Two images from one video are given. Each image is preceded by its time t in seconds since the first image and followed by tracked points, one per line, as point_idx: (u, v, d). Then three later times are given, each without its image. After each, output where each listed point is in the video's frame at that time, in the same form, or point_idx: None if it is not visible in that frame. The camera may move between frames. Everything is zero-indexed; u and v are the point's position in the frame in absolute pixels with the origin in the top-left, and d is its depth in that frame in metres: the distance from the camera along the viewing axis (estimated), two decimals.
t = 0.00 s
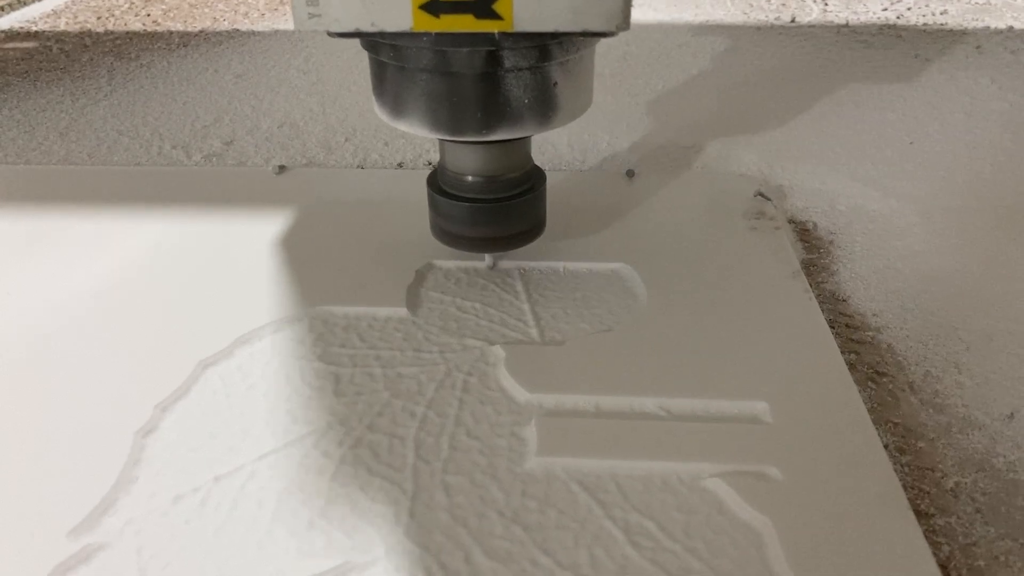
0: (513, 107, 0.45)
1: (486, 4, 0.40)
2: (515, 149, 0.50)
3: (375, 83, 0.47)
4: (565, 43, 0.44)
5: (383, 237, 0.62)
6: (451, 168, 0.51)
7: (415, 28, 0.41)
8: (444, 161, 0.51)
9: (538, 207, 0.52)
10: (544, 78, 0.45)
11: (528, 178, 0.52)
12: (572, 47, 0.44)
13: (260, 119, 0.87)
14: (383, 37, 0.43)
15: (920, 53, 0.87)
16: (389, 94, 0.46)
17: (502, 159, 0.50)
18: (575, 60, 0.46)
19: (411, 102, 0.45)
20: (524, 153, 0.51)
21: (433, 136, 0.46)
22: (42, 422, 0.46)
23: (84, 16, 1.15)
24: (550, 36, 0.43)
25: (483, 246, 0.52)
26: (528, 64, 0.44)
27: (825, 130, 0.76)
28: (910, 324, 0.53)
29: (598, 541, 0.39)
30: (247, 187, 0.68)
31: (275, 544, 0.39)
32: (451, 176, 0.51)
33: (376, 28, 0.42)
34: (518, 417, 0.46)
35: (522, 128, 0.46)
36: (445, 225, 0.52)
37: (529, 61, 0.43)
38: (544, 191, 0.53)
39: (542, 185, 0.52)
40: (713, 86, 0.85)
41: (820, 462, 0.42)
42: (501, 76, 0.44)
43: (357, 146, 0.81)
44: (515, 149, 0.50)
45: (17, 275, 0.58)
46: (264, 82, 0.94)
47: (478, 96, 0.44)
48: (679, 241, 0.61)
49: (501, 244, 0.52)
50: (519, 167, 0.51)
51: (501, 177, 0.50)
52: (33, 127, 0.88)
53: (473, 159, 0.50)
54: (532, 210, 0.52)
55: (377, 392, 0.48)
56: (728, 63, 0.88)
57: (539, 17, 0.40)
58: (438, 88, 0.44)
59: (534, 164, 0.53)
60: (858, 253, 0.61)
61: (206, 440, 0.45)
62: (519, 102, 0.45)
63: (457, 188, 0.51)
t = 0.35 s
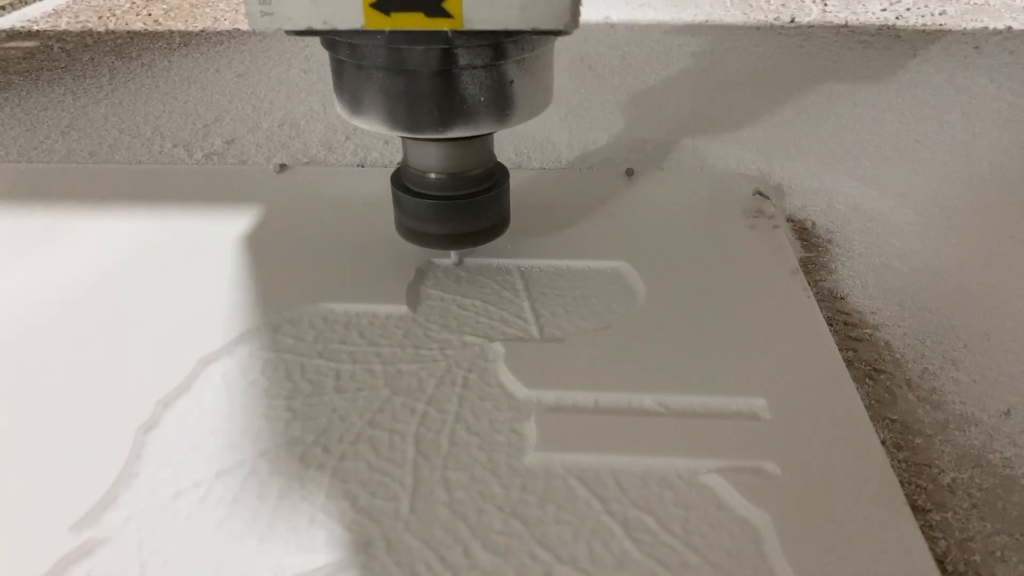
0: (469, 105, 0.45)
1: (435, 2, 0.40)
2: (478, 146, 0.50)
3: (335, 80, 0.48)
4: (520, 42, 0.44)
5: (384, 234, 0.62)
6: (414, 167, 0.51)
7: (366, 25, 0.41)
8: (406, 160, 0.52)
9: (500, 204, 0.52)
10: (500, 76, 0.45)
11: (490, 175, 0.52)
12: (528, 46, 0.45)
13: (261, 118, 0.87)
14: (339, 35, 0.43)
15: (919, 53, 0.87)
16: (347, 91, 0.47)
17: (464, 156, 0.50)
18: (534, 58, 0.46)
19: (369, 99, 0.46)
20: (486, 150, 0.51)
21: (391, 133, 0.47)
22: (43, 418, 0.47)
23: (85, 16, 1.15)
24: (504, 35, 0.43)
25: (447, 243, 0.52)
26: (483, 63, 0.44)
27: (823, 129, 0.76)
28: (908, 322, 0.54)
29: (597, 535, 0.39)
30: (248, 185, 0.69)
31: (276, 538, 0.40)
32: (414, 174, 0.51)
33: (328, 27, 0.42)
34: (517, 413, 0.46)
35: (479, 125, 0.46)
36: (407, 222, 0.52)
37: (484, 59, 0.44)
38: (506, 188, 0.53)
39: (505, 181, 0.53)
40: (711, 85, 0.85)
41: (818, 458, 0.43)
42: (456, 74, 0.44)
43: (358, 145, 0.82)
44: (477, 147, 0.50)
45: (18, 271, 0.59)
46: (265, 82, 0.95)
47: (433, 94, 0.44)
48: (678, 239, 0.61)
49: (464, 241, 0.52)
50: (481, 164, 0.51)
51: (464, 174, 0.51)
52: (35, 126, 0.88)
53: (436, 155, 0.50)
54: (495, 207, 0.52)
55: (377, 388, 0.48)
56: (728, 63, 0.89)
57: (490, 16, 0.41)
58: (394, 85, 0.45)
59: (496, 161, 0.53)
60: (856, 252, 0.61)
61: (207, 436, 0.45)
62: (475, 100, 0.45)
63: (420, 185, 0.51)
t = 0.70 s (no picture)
0: (442, 100, 0.45)
1: None
2: (455, 142, 0.50)
3: (309, 76, 0.48)
4: (492, 36, 0.44)
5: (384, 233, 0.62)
6: (390, 162, 0.51)
7: (335, 20, 0.41)
8: (383, 155, 0.52)
9: (477, 200, 0.52)
10: (472, 71, 0.45)
11: (467, 171, 0.52)
12: (500, 41, 0.45)
13: (261, 117, 0.87)
14: (310, 29, 0.43)
15: (919, 53, 0.87)
16: (321, 87, 0.47)
17: (441, 151, 0.50)
18: (507, 54, 0.46)
19: (342, 94, 0.46)
20: (463, 146, 0.51)
21: (365, 128, 0.47)
22: (41, 417, 0.47)
23: (85, 15, 1.15)
24: (475, 29, 0.43)
25: (424, 239, 0.52)
26: (454, 57, 0.44)
27: (823, 129, 0.76)
28: (908, 322, 0.54)
29: (596, 535, 0.39)
30: (248, 184, 0.69)
31: (275, 537, 0.40)
32: (391, 169, 0.51)
33: (297, 20, 0.42)
34: (517, 413, 0.46)
35: (452, 121, 0.46)
36: (384, 218, 0.52)
37: (455, 54, 0.44)
38: (484, 184, 0.53)
39: (482, 177, 0.52)
40: (711, 84, 0.85)
41: (818, 458, 0.42)
42: (427, 69, 0.44)
43: (358, 144, 0.81)
44: (454, 142, 0.50)
45: (16, 270, 0.59)
46: (265, 81, 0.95)
47: (406, 88, 0.44)
48: (677, 238, 0.61)
49: (441, 237, 0.52)
50: (458, 160, 0.51)
51: (440, 170, 0.50)
52: (34, 124, 0.88)
53: (413, 151, 0.50)
54: (472, 203, 0.52)
55: (376, 387, 0.48)
56: (728, 63, 0.88)
57: (457, 10, 0.41)
58: (366, 80, 0.44)
59: (474, 158, 0.53)
60: (856, 252, 0.61)
61: (206, 436, 0.45)
62: (448, 95, 0.45)
63: (397, 181, 0.51)
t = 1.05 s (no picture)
0: (486, 101, 0.45)
1: None
2: (492, 143, 0.50)
3: (350, 76, 0.48)
4: (537, 37, 0.44)
5: (384, 229, 0.62)
6: (427, 162, 0.51)
7: (385, 21, 0.42)
8: (420, 155, 0.52)
9: (514, 200, 0.52)
10: (516, 72, 0.45)
11: (504, 171, 0.52)
12: (545, 42, 0.44)
13: (262, 115, 0.87)
14: (356, 30, 0.43)
15: (921, 51, 0.87)
16: (364, 87, 0.47)
17: (479, 152, 0.50)
18: (549, 54, 0.46)
19: (385, 95, 0.46)
20: (500, 147, 0.51)
21: (407, 129, 0.46)
22: (43, 413, 0.47)
23: (86, 12, 1.15)
24: (522, 30, 0.43)
25: (461, 239, 0.52)
26: (500, 58, 0.44)
27: (826, 127, 0.76)
28: (909, 319, 0.54)
29: (597, 531, 0.39)
30: (248, 180, 0.68)
31: (276, 533, 0.40)
32: (428, 169, 0.51)
33: (347, 22, 0.42)
34: (517, 409, 0.46)
35: (496, 122, 0.46)
36: (421, 219, 0.52)
37: (501, 55, 0.43)
38: (520, 184, 0.53)
39: (519, 178, 0.53)
40: (712, 81, 0.85)
41: (819, 455, 0.42)
42: (473, 70, 0.44)
43: (359, 141, 0.81)
44: (492, 143, 0.50)
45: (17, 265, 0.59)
46: (266, 79, 0.95)
47: (450, 90, 0.44)
48: (679, 235, 0.61)
49: (478, 237, 0.52)
50: (495, 160, 0.51)
51: (477, 171, 0.51)
52: (35, 121, 0.88)
53: (451, 151, 0.50)
54: (509, 204, 0.52)
55: (380, 383, 0.48)
56: (730, 60, 0.88)
57: (505, 11, 0.41)
58: (411, 80, 0.44)
59: (510, 158, 0.53)
60: (858, 249, 0.61)
61: (207, 432, 0.45)
62: (492, 96, 0.45)
63: (434, 181, 0.51)
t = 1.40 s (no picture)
0: (526, 98, 0.45)
1: None
2: (526, 140, 0.50)
3: (387, 74, 0.48)
4: (578, 34, 0.44)
5: (386, 226, 0.62)
6: (462, 160, 0.51)
7: (430, 18, 0.42)
8: (454, 153, 0.52)
9: (548, 200, 0.52)
10: (556, 69, 0.45)
11: (539, 170, 0.52)
12: (585, 39, 0.45)
13: (265, 112, 0.87)
14: (399, 28, 0.43)
15: (923, 50, 0.87)
16: (402, 85, 0.47)
17: (514, 149, 0.50)
18: (588, 52, 0.46)
19: (425, 93, 0.46)
20: (534, 144, 0.51)
21: (446, 127, 0.47)
22: (47, 409, 0.47)
23: (89, 10, 1.16)
24: (564, 27, 0.43)
25: (494, 237, 0.52)
26: (541, 55, 0.44)
27: (829, 125, 0.76)
28: (912, 317, 0.54)
29: (600, 527, 0.39)
30: (251, 177, 0.69)
31: (280, 528, 0.40)
32: (462, 167, 0.51)
33: (392, 19, 0.42)
34: (520, 406, 0.46)
35: (535, 119, 0.46)
36: (456, 218, 0.52)
37: (542, 51, 0.44)
38: (554, 184, 0.53)
39: (552, 176, 0.53)
40: (715, 80, 0.85)
41: (820, 451, 0.42)
42: (514, 67, 0.44)
43: (362, 139, 0.82)
44: (527, 140, 0.50)
45: (20, 262, 0.59)
46: (268, 77, 0.95)
47: (491, 87, 0.44)
48: (682, 233, 0.61)
49: (511, 235, 0.52)
50: (530, 159, 0.51)
51: (511, 168, 0.51)
52: (38, 118, 0.88)
53: (486, 148, 0.50)
54: (542, 202, 0.52)
55: (383, 380, 0.48)
56: (733, 59, 0.88)
57: (551, 8, 0.41)
58: (452, 78, 0.45)
59: (544, 157, 0.53)
60: (860, 248, 0.61)
61: (211, 428, 0.45)
62: (532, 93, 0.45)
63: (468, 178, 0.51)
